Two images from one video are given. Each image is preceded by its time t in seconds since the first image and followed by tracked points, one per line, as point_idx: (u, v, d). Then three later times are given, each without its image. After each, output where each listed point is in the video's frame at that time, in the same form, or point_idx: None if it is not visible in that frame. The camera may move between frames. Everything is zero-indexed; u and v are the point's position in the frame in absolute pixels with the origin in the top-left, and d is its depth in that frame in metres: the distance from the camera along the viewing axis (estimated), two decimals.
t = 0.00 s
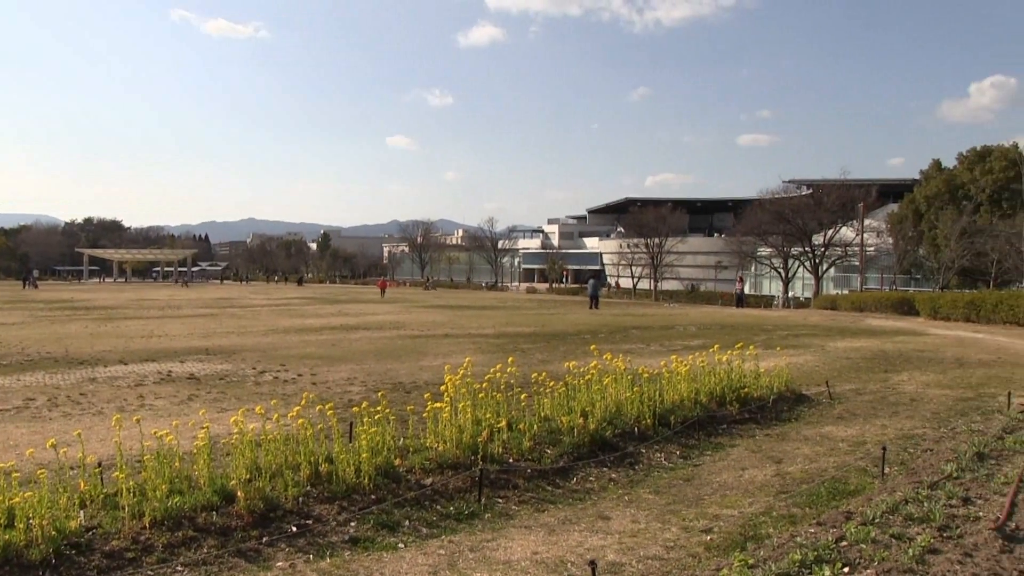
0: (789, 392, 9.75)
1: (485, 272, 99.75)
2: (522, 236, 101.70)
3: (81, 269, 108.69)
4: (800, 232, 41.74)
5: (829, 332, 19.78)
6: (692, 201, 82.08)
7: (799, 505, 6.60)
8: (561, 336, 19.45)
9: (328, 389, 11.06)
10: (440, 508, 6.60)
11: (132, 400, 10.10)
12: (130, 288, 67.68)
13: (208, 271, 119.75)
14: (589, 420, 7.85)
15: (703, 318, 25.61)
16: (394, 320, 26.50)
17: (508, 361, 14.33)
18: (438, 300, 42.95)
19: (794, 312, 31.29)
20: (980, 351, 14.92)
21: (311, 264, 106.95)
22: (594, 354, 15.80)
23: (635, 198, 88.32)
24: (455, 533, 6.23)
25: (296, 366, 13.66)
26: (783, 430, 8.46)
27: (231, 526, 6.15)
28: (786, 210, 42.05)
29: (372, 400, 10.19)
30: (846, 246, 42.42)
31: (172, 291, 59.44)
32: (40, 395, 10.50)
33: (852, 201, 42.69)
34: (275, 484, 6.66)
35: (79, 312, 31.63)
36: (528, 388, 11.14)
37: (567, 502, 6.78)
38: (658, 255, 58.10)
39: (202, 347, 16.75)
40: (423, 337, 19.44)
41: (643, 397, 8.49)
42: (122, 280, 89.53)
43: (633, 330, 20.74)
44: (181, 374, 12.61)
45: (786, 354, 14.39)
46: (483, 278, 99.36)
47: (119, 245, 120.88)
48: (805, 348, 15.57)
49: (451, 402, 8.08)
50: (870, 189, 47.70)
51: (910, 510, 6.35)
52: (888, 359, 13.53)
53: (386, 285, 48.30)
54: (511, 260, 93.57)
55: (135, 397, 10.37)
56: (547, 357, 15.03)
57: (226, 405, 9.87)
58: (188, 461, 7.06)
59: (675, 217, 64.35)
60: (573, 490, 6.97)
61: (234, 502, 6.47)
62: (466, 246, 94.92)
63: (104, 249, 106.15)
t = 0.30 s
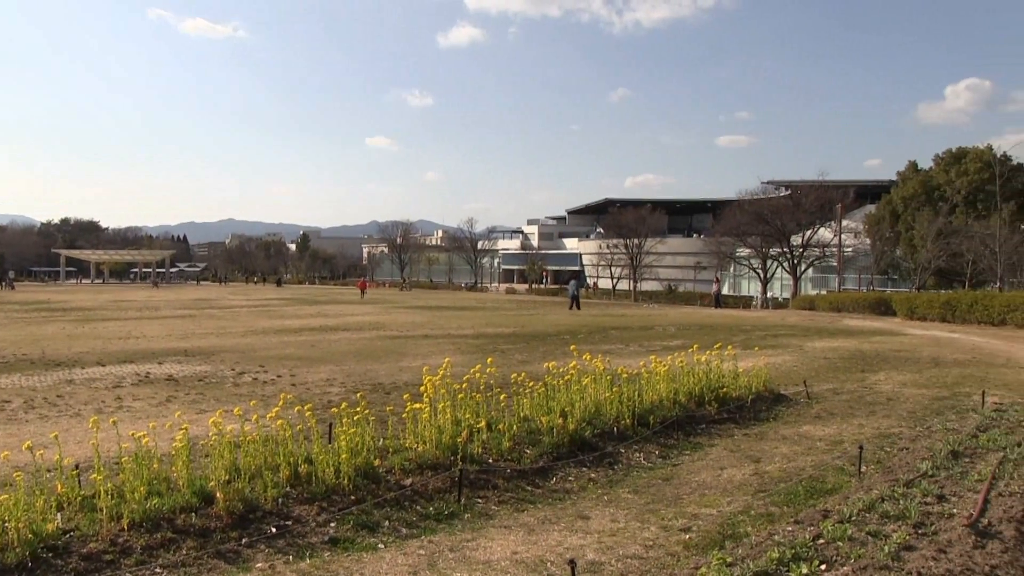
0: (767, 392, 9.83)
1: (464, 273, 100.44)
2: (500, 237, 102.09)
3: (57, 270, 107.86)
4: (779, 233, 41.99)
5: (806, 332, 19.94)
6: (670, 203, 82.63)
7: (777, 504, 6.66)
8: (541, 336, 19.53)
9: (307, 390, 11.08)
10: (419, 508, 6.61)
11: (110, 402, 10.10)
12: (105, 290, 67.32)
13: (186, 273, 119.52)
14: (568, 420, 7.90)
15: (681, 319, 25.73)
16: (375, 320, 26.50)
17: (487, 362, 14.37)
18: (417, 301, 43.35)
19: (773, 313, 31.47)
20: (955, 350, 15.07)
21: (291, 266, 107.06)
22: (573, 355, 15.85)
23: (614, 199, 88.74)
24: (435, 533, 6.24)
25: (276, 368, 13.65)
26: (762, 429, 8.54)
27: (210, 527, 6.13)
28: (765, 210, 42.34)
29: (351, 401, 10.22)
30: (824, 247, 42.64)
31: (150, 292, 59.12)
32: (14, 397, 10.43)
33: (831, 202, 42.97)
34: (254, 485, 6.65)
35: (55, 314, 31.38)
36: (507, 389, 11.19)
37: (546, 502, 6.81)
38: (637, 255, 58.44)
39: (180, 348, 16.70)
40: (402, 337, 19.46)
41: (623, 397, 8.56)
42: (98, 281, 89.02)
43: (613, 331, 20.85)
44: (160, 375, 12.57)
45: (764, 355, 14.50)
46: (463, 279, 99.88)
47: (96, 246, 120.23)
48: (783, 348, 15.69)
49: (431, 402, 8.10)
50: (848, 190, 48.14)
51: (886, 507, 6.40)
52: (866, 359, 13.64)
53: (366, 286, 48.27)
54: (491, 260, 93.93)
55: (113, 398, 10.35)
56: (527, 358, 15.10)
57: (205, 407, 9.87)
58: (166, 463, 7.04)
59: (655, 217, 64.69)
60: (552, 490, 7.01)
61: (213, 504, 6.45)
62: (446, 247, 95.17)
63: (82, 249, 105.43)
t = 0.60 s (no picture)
0: (747, 390, 9.90)
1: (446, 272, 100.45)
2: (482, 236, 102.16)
3: (34, 271, 107.04)
4: (758, 231, 42.07)
5: (787, 330, 20.05)
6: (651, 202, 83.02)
7: (757, 501, 6.70)
8: (522, 335, 19.56)
9: (288, 390, 11.08)
10: (401, 508, 6.62)
11: (89, 404, 10.09)
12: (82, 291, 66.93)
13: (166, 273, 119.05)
14: (550, 419, 7.93)
15: (662, 317, 25.79)
16: (356, 320, 26.45)
17: (468, 361, 14.38)
18: (396, 300, 43.23)
19: (752, 311, 31.60)
20: (933, 347, 15.19)
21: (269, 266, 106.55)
22: (555, 353, 15.87)
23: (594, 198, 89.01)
24: (416, 532, 6.25)
25: (256, 368, 13.63)
26: (742, 426, 8.61)
27: (191, 528, 6.11)
28: (744, 209, 42.37)
29: (331, 401, 10.22)
30: (803, 245, 42.85)
31: (130, 293, 58.77)
32: None
33: (809, 200, 43.17)
34: (235, 486, 6.64)
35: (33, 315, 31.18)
36: (489, 388, 11.21)
37: (527, 500, 6.83)
38: (618, 254, 58.70)
39: (161, 349, 16.67)
40: (384, 337, 19.45)
41: (604, 395, 8.61)
42: (75, 282, 88.35)
43: (594, 329, 20.90)
44: (140, 376, 12.55)
45: (744, 353, 14.58)
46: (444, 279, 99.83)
47: (74, 246, 119.54)
48: (764, 345, 15.77)
49: (413, 402, 8.11)
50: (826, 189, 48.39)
51: (865, 503, 6.45)
52: (845, 356, 13.72)
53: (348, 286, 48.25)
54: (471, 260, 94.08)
55: (92, 400, 10.33)
56: (508, 357, 15.12)
57: (185, 408, 9.86)
58: (147, 464, 7.02)
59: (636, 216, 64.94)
60: (534, 488, 7.03)
61: (194, 505, 6.44)
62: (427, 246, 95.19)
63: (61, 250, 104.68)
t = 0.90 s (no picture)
0: (729, 388, 9.96)
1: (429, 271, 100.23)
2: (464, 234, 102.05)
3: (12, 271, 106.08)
4: (740, 229, 42.26)
5: (768, 328, 20.15)
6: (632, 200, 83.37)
7: (738, 498, 6.74)
8: (504, 333, 19.58)
9: (270, 389, 11.06)
10: (383, 506, 6.63)
11: (68, 404, 10.06)
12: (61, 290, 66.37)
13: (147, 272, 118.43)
14: (532, 417, 7.96)
15: (643, 315, 25.87)
16: (338, 319, 26.36)
17: (450, 360, 14.41)
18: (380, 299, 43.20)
19: (734, 310, 31.74)
20: (912, 345, 15.30)
21: (252, 265, 106.02)
22: (536, 352, 15.92)
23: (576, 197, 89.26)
24: (398, 530, 6.26)
25: (238, 367, 13.60)
26: (723, 424, 8.67)
27: (172, 528, 6.09)
28: (726, 208, 42.50)
29: (313, 401, 10.22)
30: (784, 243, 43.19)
31: (109, 292, 58.30)
32: None
33: (791, 198, 43.47)
34: (216, 485, 6.63)
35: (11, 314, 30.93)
36: (471, 387, 11.23)
37: (509, 498, 6.85)
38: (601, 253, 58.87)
39: (142, 348, 16.61)
40: (366, 335, 19.42)
41: (586, 393, 8.65)
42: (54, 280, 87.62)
43: (576, 328, 20.96)
44: (120, 375, 12.50)
45: (725, 351, 14.64)
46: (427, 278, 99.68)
47: (54, 245, 118.69)
48: (745, 343, 15.86)
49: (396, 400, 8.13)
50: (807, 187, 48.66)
51: (845, 499, 6.50)
52: (825, 354, 13.83)
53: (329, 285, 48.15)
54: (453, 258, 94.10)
55: (72, 399, 10.30)
56: (490, 355, 15.15)
57: (166, 407, 9.84)
58: (127, 464, 7.00)
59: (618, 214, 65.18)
60: (516, 486, 7.06)
61: (175, 504, 6.43)
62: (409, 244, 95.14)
63: (41, 249, 103.82)
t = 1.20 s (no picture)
0: (711, 385, 10.02)
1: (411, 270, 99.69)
2: (447, 233, 101.99)
3: None
4: (722, 228, 42.67)
5: (751, 325, 20.24)
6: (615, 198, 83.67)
7: (721, 494, 6.78)
8: (486, 332, 19.61)
9: (253, 388, 11.05)
10: (366, 504, 6.64)
11: (49, 404, 10.05)
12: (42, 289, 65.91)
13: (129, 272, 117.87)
14: (515, 415, 7.99)
15: (625, 314, 25.92)
16: (321, 318, 26.30)
17: (433, 358, 14.47)
18: (363, 298, 43.12)
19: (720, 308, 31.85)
20: (892, 342, 15.40)
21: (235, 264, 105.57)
22: (519, 351, 15.97)
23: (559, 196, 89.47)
24: (381, 529, 6.27)
25: (220, 366, 13.58)
26: (706, 421, 8.73)
27: (154, 528, 6.08)
28: (708, 206, 42.81)
29: (295, 400, 10.22)
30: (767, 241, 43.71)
31: (91, 292, 57.86)
32: None
33: (773, 197, 43.98)
34: (199, 485, 6.63)
35: None
36: (455, 385, 11.25)
37: (492, 496, 6.88)
38: (584, 250, 59.10)
39: (125, 348, 16.56)
40: (349, 335, 19.40)
41: (569, 391, 8.69)
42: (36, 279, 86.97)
43: (558, 326, 21.00)
44: (102, 375, 12.46)
45: (706, 348, 14.71)
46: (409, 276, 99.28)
47: (35, 245, 117.92)
48: (727, 341, 15.92)
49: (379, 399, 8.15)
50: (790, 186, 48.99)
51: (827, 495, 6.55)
52: (807, 351, 13.90)
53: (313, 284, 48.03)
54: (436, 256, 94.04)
55: (53, 400, 10.28)
56: (473, 353, 15.18)
57: (148, 407, 9.82)
58: (108, 464, 6.99)
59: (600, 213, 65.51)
60: (499, 484, 7.08)
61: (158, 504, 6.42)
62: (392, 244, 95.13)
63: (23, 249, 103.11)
